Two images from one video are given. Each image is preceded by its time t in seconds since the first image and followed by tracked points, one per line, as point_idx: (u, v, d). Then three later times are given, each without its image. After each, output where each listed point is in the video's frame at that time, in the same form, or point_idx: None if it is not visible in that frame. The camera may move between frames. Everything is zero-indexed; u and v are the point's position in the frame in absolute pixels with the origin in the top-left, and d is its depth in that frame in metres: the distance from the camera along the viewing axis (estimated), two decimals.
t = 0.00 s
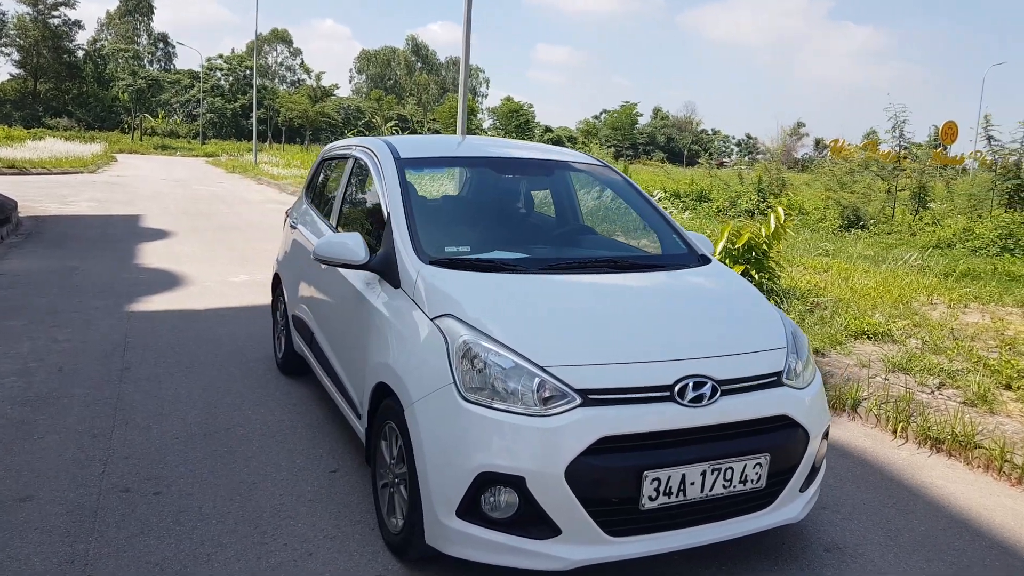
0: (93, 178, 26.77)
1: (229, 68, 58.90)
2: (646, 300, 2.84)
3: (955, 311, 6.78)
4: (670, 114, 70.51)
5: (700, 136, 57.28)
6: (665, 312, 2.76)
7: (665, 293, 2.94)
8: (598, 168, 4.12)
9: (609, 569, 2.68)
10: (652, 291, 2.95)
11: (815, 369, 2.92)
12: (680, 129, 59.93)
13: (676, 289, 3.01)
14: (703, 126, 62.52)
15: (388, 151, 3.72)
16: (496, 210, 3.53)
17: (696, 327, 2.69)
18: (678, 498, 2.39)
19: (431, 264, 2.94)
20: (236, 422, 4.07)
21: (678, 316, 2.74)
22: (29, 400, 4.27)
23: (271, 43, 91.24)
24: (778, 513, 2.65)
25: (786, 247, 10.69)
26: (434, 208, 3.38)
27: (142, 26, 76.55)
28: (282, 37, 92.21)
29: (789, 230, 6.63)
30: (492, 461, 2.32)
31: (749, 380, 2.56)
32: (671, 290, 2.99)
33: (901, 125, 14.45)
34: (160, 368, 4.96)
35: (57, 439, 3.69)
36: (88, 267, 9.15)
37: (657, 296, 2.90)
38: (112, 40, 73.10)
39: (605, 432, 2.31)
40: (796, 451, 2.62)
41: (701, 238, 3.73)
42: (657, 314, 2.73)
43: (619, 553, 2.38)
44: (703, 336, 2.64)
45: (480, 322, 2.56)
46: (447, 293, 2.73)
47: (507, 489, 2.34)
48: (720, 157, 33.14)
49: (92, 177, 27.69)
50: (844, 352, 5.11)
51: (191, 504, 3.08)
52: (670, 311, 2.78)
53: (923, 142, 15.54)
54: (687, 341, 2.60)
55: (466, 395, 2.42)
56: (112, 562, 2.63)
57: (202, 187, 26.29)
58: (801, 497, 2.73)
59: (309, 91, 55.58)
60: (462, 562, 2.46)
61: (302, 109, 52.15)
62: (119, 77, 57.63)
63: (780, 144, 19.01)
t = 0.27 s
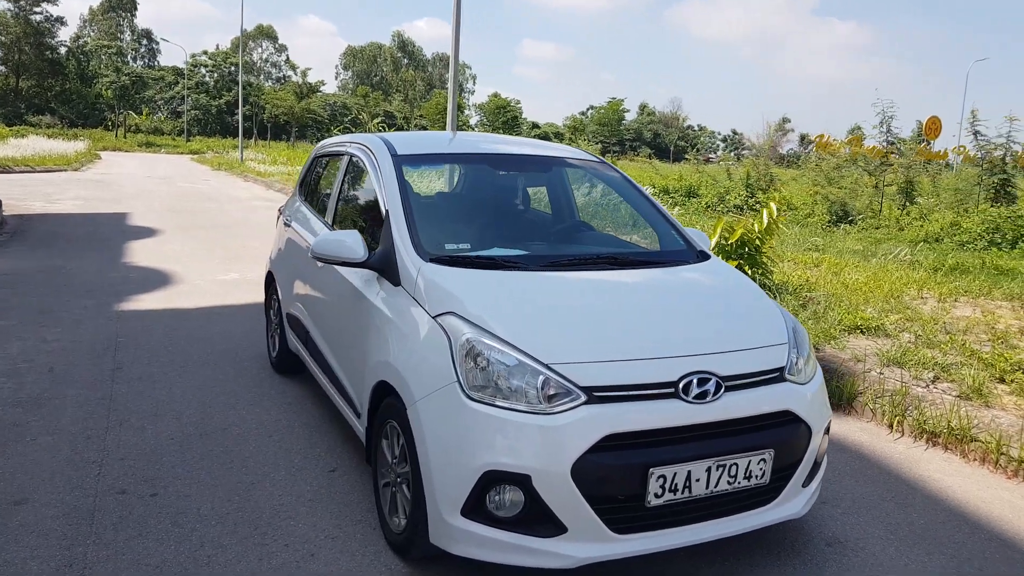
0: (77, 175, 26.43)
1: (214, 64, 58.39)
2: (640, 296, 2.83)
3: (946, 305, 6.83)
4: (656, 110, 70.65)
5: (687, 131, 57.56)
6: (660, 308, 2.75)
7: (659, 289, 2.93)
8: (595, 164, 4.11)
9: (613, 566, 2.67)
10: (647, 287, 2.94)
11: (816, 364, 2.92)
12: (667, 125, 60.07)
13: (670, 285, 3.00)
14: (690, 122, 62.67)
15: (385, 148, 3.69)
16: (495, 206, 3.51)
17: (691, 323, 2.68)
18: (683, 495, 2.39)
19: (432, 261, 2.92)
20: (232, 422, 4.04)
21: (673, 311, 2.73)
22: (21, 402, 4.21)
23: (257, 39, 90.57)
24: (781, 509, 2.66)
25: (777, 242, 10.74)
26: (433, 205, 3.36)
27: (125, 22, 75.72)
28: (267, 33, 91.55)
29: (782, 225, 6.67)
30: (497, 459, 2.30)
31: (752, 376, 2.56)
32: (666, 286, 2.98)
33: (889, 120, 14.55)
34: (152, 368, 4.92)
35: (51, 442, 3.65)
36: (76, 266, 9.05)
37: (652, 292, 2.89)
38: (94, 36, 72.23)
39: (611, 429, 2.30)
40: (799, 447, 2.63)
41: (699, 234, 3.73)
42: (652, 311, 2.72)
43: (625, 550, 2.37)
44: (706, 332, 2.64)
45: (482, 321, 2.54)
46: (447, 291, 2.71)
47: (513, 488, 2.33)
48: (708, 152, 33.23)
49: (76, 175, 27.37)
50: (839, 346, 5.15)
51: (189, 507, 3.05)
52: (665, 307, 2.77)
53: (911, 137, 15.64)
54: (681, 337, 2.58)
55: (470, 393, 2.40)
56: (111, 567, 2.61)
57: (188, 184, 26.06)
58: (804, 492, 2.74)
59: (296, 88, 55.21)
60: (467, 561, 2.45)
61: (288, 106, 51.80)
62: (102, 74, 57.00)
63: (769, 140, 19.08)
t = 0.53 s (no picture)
0: (59, 171, 26.05)
1: (198, 59, 57.86)
2: (635, 291, 2.85)
3: (935, 300, 6.92)
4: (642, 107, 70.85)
5: (674, 128, 57.80)
6: (656, 302, 2.77)
7: (656, 284, 2.96)
8: (596, 160, 4.13)
9: (619, 558, 2.70)
10: (643, 282, 2.96)
11: (818, 358, 2.97)
12: (654, 122, 60.26)
13: (672, 279, 3.04)
14: (676, 118, 62.89)
15: (389, 144, 3.70)
16: (498, 202, 3.54)
17: (694, 316, 2.71)
18: (693, 487, 2.43)
19: (439, 257, 2.94)
20: (232, 418, 4.03)
21: (675, 306, 2.76)
22: (18, 399, 4.18)
23: (241, 34, 89.92)
24: (787, 500, 2.70)
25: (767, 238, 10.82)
26: (438, 201, 3.38)
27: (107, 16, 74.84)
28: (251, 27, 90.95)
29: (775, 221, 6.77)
30: (510, 453, 2.33)
31: (758, 370, 2.60)
32: (662, 281, 3.01)
33: (876, 117, 14.69)
34: (150, 364, 4.90)
35: (51, 439, 3.63)
36: (65, 263, 8.97)
37: (647, 287, 2.91)
38: (76, 30, 71.34)
39: (622, 423, 2.33)
40: (803, 439, 2.67)
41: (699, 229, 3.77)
42: (646, 305, 2.74)
43: (635, 542, 2.40)
44: (713, 327, 2.67)
45: (492, 315, 2.56)
46: (456, 287, 2.73)
47: (526, 481, 2.35)
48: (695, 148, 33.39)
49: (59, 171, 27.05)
50: (833, 341, 5.22)
51: (196, 502, 3.05)
52: (668, 301, 2.80)
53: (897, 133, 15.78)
54: (686, 331, 2.61)
55: (482, 388, 2.43)
56: (121, 563, 2.60)
57: (174, 180, 25.83)
58: (808, 484, 2.78)
59: (281, 83, 54.85)
60: (478, 554, 2.47)
61: (274, 101, 51.40)
62: (84, 68, 56.33)
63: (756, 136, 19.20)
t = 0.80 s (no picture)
0: (37, 169, 25.71)
1: (177, 55, 57.24)
2: (636, 290, 2.90)
3: (921, 295, 7.05)
4: (625, 104, 71.06)
5: (655, 125, 58.08)
6: (660, 301, 2.83)
7: (655, 283, 3.01)
8: (597, 160, 4.19)
9: (629, 552, 2.77)
10: (643, 281, 3.01)
11: (819, 353, 3.04)
12: (636, 119, 60.48)
13: (677, 278, 3.11)
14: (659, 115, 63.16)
15: (394, 145, 3.74)
16: (504, 202, 3.59)
17: (701, 315, 2.78)
18: (704, 481, 2.50)
19: (450, 258, 2.99)
20: (237, 418, 4.06)
21: (682, 304, 2.82)
22: (19, 401, 4.17)
23: (220, 30, 89.06)
24: (791, 492, 2.78)
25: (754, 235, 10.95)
26: (445, 202, 3.42)
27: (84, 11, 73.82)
28: (231, 23, 90.11)
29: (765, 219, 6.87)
30: (528, 450, 2.38)
31: (764, 366, 2.67)
32: (661, 280, 3.06)
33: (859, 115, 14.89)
34: (148, 365, 4.90)
35: (56, 440, 3.63)
36: (52, 263, 8.89)
37: (648, 285, 2.96)
38: (51, 25, 70.28)
39: (636, 419, 2.39)
40: (807, 433, 2.75)
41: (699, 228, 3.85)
42: (651, 304, 2.79)
43: (648, 535, 2.47)
44: (720, 325, 2.74)
45: (506, 315, 2.61)
46: (468, 287, 2.78)
47: (542, 477, 2.41)
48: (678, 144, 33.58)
49: (37, 168, 26.68)
50: (825, 336, 5.33)
51: (208, 502, 3.07)
52: (674, 300, 2.86)
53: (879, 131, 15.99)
54: (694, 329, 2.67)
55: (498, 386, 2.48)
56: (139, 563, 2.62)
57: (155, 178, 25.58)
58: (811, 477, 2.86)
59: (262, 79, 54.41)
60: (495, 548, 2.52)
61: (254, 97, 50.97)
62: (60, 64, 55.52)
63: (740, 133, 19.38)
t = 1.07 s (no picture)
0: (6, 167, 25.22)
1: (148, 52, 56.42)
2: (636, 287, 2.96)
3: (899, 291, 7.21)
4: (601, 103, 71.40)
5: (630, 123, 58.41)
6: (660, 298, 2.89)
7: (653, 280, 3.06)
8: (591, 159, 4.25)
9: (631, 544, 2.83)
10: (640, 278, 3.07)
11: (812, 347, 3.12)
12: (613, 118, 60.78)
13: (674, 275, 3.17)
14: (635, 114, 63.54)
15: (392, 144, 3.76)
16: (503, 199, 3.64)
17: (700, 311, 2.84)
18: (706, 473, 2.56)
19: (453, 256, 3.02)
20: (232, 417, 4.05)
21: (682, 301, 2.88)
22: (9, 402, 4.13)
23: (192, 26, 87.90)
24: (788, 484, 2.85)
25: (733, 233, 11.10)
26: (445, 201, 3.46)
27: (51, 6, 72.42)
28: (202, 19, 88.97)
29: (748, 217, 6.98)
30: (536, 445, 2.43)
31: (762, 360, 2.74)
32: (657, 277, 3.11)
33: (835, 114, 15.13)
34: (139, 365, 4.87)
35: (51, 441, 3.61)
36: (30, 263, 8.76)
37: (647, 283, 3.02)
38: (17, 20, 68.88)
39: (641, 413, 2.44)
40: (803, 426, 2.82)
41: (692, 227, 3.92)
42: (650, 300, 2.85)
43: (653, 527, 2.53)
44: (718, 321, 2.81)
45: (511, 313, 2.65)
46: (472, 285, 2.81)
47: (550, 471, 2.46)
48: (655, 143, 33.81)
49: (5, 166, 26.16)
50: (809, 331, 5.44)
51: (210, 501, 3.08)
52: (673, 297, 2.93)
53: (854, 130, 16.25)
54: (694, 325, 2.73)
55: (505, 381, 2.52)
56: (145, 562, 2.63)
57: (128, 176, 25.24)
58: (806, 469, 2.94)
59: (236, 77, 53.81)
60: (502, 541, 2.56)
61: (228, 94, 50.38)
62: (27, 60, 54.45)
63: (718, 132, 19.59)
